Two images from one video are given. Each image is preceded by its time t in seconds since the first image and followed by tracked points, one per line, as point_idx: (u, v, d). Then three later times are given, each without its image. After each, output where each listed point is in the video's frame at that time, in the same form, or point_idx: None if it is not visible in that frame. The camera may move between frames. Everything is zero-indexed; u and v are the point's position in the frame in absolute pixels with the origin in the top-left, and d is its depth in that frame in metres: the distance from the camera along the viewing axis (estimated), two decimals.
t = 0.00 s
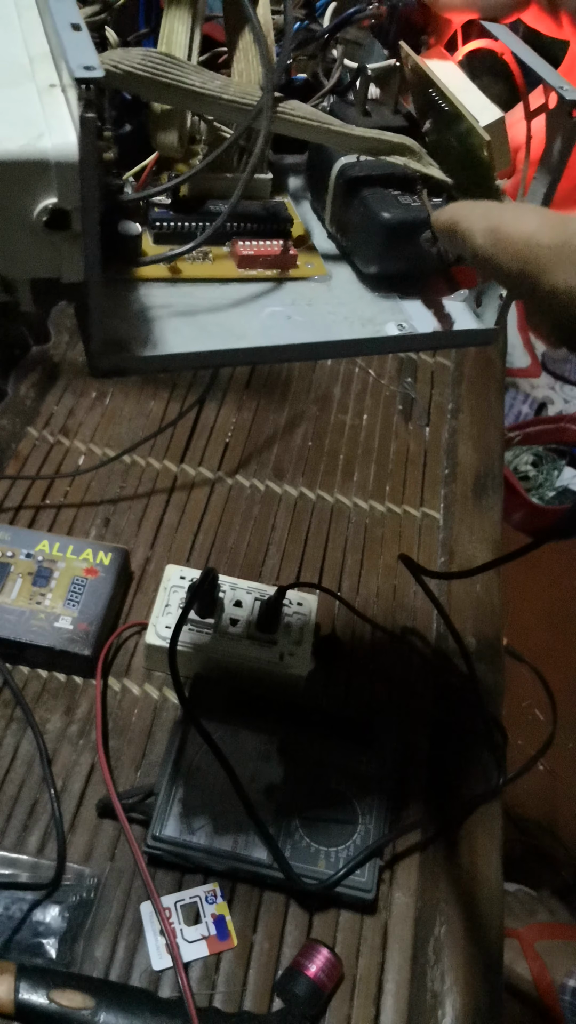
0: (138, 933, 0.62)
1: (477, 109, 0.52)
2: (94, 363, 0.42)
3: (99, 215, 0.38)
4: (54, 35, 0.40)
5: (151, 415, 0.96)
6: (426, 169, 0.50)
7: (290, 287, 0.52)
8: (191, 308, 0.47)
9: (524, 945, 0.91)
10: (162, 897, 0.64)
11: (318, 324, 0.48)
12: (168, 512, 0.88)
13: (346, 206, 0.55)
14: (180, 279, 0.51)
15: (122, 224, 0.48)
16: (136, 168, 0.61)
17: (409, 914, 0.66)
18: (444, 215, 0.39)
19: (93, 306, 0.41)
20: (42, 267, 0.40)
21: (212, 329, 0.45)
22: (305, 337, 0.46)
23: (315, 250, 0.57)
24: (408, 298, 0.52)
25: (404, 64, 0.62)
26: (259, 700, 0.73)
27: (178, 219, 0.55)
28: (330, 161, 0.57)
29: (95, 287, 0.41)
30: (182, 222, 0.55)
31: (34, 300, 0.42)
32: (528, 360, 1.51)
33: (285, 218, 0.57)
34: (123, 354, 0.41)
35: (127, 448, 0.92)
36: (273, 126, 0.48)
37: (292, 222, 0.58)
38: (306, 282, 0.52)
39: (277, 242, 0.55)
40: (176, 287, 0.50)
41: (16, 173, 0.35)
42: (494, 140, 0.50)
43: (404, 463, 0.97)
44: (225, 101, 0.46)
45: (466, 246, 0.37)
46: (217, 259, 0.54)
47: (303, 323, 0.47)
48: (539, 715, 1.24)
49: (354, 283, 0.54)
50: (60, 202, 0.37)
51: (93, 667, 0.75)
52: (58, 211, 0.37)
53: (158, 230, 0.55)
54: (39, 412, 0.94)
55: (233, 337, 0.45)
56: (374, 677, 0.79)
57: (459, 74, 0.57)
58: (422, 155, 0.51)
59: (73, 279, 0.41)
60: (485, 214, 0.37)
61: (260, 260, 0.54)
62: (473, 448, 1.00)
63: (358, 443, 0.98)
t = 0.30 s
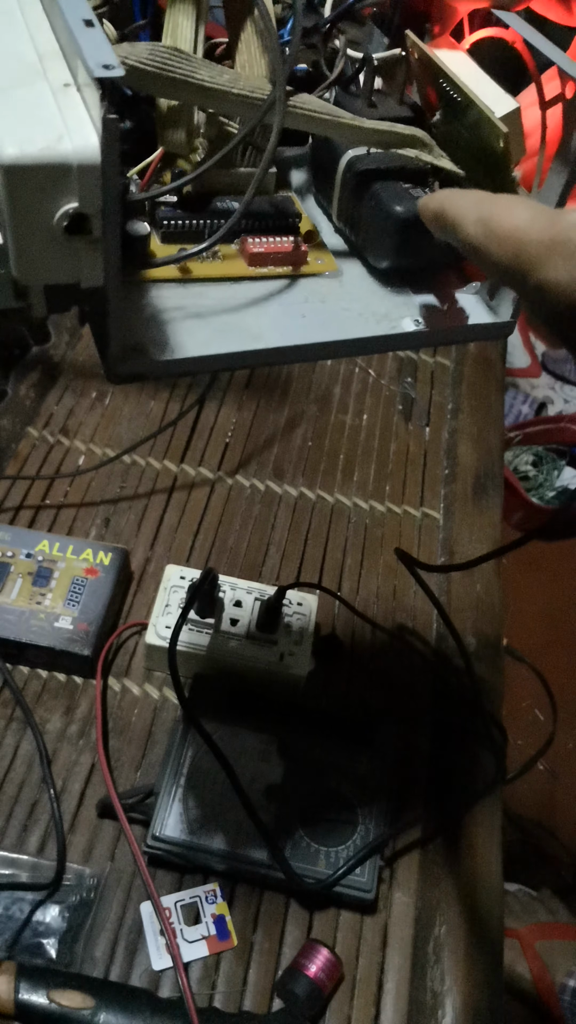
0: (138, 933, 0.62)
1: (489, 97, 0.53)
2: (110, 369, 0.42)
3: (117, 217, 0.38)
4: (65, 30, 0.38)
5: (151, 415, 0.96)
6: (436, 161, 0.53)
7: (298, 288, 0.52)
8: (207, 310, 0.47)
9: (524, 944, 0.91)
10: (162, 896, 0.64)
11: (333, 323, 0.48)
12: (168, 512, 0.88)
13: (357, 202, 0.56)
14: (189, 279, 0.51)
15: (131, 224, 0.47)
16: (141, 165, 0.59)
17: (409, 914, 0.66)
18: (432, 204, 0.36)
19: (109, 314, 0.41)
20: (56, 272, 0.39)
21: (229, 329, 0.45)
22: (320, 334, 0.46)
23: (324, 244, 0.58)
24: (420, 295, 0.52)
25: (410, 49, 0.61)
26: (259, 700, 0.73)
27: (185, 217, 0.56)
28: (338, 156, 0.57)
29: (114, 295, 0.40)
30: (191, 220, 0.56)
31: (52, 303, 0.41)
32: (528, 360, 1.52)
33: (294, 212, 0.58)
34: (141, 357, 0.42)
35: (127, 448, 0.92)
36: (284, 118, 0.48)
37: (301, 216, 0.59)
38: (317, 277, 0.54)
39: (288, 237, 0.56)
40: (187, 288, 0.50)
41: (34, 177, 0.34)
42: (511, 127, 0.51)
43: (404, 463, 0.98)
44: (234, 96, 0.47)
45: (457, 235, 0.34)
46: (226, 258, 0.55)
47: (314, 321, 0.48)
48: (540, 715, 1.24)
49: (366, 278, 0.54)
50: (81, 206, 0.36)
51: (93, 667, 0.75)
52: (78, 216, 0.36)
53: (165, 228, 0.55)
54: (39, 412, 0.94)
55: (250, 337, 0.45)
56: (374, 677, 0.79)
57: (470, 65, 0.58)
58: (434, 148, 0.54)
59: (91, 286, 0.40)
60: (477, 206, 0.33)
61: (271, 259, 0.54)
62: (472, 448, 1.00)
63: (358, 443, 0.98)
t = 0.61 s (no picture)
0: (138, 933, 0.62)
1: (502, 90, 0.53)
2: (119, 364, 0.42)
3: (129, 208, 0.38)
4: (77, 19, 0.38)
5: (151, 415, 0.96)
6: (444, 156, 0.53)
7: (307, 279, 0.51)
8: (217, 304, 0.46)
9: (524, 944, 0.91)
10: (162, 897, 0.63)
11: (342, 314, 0.48)
12: (168, 512, 0.88)
13: (364, 195, 0.52)
14: (197, 272, 0.49)
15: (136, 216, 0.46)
16: (146, 159, 0.53)
17: (409, 913, 0.66)
18: (384, 215, 0.44)
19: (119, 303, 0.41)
20: (66, 263, 0.38)
21: (237, 324, 0.45)
22: (330, 325, 0.46)
23: (331, 241, 0.55)
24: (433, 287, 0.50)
25: (418, 43, 0.62)
26: (259, 700, 0.73)
27: (192, 211, 0.52)
28: (346, 147, 0.55)
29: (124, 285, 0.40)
30: (197, 214, 0.52)
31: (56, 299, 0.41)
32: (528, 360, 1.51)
33: (301, 205, 0.55)
34: (150, 353, 0.42)
35: (126, 448, 0.92)
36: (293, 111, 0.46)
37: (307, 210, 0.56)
38: (324, 270, 0.52)
39: (295, 232, 0.53)
40: (197, 281, 0.49)
41: (48, 161, 0.33)
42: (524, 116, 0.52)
43: (404, 464, 0.98)
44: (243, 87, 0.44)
45: (428, 225, 0.41)
46: (233, 251, 0.52)
47: (326, 313, 0.47)
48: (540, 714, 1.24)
49: (376, 271, 0.52)
50: (94, 192, 0.35)
51: (93, 667, 0.75)
52: (90, 203, 0.36)
53: (171, 223, 0.52)
54: (39, 413, 0.94)
55: (261, 332, 0.44)
56: (374, 677, 0.80)
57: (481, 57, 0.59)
58: (439, 141, 0.54)
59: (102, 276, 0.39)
60: (454, 197, 0.40)
61: (278, 251, 0.52)
62: (473, 448, 0.99)
63: (358, 443, 0.98)
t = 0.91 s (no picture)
0: (138, 933, 0.62)
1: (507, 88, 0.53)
2: (127, 364, 0.42)
3: (138, 205, 0.37)
4: (83, 18, 0.38)
5: (151, 415, 0.96)
6: (452, 157, 0.53)
7: (313, 279, 0.51)
8: (224, 304, 0.47)
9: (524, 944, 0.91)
10: (162, 897, 0.63)
11: (348, 314, 0.48)
12: (168, 512, 0.88)
13: (371, 192, 0.54)
14: (203, 272, 0.50)
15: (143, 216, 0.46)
16: (152, 159, 0.54)
17: (409, 914, 0.66)
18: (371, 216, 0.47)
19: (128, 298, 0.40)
20: (74, 260, 0.38)
21: (244, 323, 0.45)
22: (335, 325, 0.46)
23: (336, 238, 0.55)
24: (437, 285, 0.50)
25: (424, 43, 0.61)
26: (260, 701, 0.73)
27: (198, 211, 0.52)
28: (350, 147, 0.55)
29: (133, 279, 0.40)
30: (204, 214, 0.52)
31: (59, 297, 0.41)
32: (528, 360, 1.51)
33: (307, 205, 0.55)
34: (159, 349, 0.41)
35: (126, 448, 0.92)
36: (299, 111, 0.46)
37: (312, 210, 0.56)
38: (330, 270, 0.52)
39: (301, 230, 0.53)
40: (203, 281, 0.49)
41: (56, 160, 0.34)
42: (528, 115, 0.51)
43: (404, 463, 0.98)
44: (248, 87, 0.44)
45: (418, 221, 0.43)
46: (239, 251, 0.52)
47: (332, 312, 0.47)
48: (540, 713, 1.24)
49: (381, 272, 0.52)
50: (101, 190, 0.35)
51: (93, 667, 0.75)
52: (98, 200, 0.35)
53: (178, 223, 0.52)
54: (39, 413, 0.94)
55: (268, 329, 0.45)
56: (374, 677, 0.80)
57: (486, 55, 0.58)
58: (446, 140, 0.54)
59: (109, 272, 0.39)
60: (451, 198, 0.42)
61: (284, 250, 0.52)
62: (473, 448, 0.99)
63: (358, 443, 0.98)
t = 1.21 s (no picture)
0: (138, 934, 0.62)
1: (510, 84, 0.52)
2: (125, 358, 0.42)
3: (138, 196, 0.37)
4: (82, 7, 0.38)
5: (151, 415, 0.96)
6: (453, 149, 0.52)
7: (313, 274, 0.51)
8: (224, 299, 0.47)
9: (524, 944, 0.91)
10: (162, 897, 0.63)
11: (347, 309, 0.48)
12: (168, 512, 0.88)
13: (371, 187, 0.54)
14: (203, 266, 0.49)
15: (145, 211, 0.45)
16: (153, 152, 0.54)
17: (409, 914, 0.66)
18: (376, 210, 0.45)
19: (126, 293, 0.40)
20: (73, 253, 0.38)
21: (243, 317, 0.45)
22: (334, 320, 0.46)
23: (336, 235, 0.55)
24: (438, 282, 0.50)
25: (424, 40, 0.61)
26: (259, 700, 0.73)
27: (197, 206, 0.52)
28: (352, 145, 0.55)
29: (131, 273, 0.40)
30: (203, 208, 0.52)
31: (60, 290, 0.41)
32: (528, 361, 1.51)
33: (307, 202, 0.55)
34: (157, 343, 0.41)
35: (126, 447, 0.92)
36: (301, 105, 0.45)
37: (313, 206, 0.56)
38: (330, 266, 0.52)
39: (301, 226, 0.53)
40: (202, 276, 0.49)
41: (56, 150, 0.34)
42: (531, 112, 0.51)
43: (404, 463, 0.98)
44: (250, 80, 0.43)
45: (408, 224, 0.42)
46: (238, 247, 0.52)
47: (332, 308, 0.47)
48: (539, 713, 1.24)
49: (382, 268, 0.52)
50: (101, 180, 0.35)
51: (93, 667, 0.75)
52: (97, 191, 0.35)
53: (177, 216, 0.52)
54: (39, 413, 0.94)
55: (267, 324, 0.44)
56: (374, 677, 0.80)
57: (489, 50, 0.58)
58: (447, 135, 0.53)
59: (108, 265, 0.39)
60: (440, 205, 0.41)
61: (284, 245, 0.52)
62: (473, 449, 0.99)
63: (358, 443, 0.98)
